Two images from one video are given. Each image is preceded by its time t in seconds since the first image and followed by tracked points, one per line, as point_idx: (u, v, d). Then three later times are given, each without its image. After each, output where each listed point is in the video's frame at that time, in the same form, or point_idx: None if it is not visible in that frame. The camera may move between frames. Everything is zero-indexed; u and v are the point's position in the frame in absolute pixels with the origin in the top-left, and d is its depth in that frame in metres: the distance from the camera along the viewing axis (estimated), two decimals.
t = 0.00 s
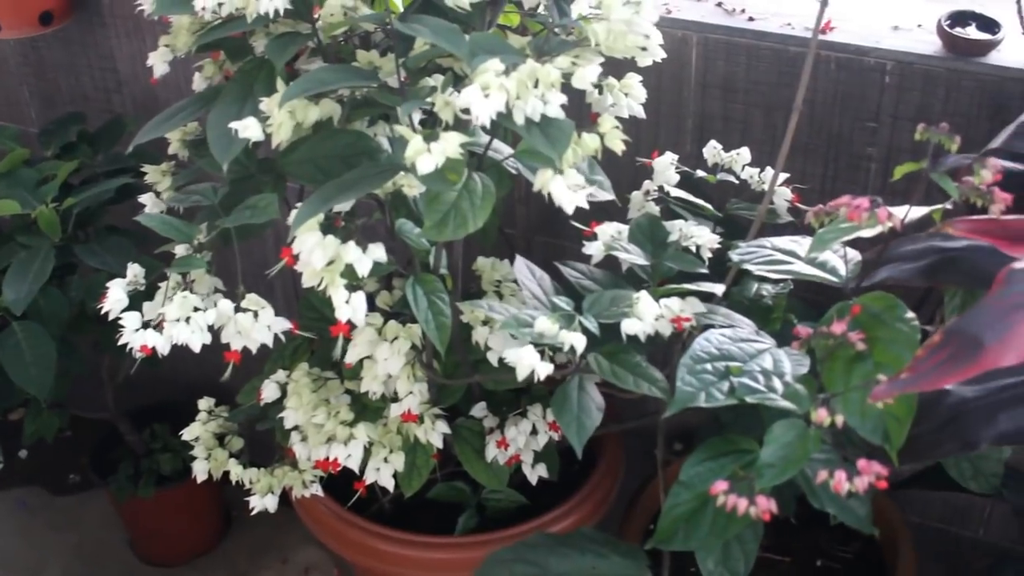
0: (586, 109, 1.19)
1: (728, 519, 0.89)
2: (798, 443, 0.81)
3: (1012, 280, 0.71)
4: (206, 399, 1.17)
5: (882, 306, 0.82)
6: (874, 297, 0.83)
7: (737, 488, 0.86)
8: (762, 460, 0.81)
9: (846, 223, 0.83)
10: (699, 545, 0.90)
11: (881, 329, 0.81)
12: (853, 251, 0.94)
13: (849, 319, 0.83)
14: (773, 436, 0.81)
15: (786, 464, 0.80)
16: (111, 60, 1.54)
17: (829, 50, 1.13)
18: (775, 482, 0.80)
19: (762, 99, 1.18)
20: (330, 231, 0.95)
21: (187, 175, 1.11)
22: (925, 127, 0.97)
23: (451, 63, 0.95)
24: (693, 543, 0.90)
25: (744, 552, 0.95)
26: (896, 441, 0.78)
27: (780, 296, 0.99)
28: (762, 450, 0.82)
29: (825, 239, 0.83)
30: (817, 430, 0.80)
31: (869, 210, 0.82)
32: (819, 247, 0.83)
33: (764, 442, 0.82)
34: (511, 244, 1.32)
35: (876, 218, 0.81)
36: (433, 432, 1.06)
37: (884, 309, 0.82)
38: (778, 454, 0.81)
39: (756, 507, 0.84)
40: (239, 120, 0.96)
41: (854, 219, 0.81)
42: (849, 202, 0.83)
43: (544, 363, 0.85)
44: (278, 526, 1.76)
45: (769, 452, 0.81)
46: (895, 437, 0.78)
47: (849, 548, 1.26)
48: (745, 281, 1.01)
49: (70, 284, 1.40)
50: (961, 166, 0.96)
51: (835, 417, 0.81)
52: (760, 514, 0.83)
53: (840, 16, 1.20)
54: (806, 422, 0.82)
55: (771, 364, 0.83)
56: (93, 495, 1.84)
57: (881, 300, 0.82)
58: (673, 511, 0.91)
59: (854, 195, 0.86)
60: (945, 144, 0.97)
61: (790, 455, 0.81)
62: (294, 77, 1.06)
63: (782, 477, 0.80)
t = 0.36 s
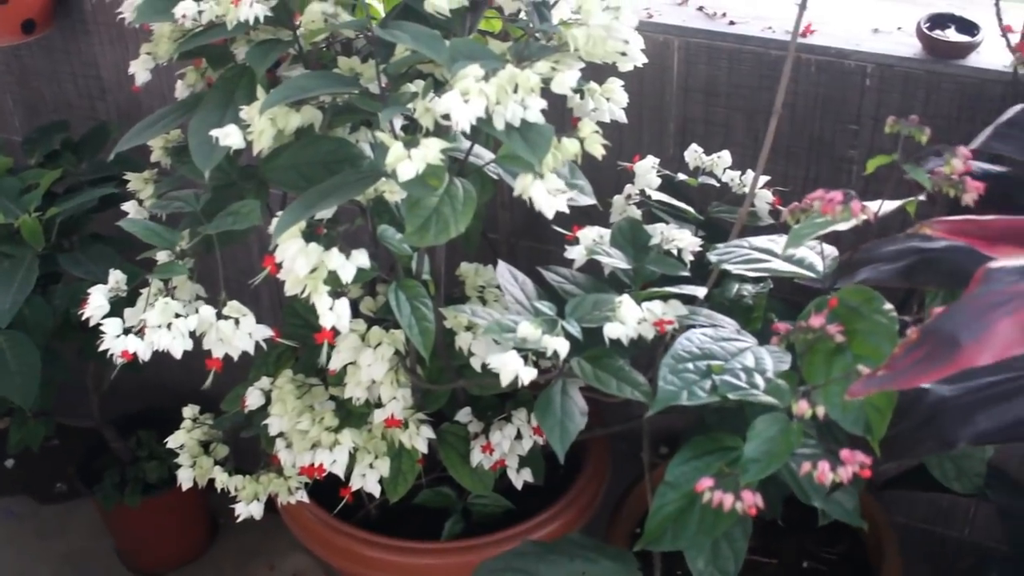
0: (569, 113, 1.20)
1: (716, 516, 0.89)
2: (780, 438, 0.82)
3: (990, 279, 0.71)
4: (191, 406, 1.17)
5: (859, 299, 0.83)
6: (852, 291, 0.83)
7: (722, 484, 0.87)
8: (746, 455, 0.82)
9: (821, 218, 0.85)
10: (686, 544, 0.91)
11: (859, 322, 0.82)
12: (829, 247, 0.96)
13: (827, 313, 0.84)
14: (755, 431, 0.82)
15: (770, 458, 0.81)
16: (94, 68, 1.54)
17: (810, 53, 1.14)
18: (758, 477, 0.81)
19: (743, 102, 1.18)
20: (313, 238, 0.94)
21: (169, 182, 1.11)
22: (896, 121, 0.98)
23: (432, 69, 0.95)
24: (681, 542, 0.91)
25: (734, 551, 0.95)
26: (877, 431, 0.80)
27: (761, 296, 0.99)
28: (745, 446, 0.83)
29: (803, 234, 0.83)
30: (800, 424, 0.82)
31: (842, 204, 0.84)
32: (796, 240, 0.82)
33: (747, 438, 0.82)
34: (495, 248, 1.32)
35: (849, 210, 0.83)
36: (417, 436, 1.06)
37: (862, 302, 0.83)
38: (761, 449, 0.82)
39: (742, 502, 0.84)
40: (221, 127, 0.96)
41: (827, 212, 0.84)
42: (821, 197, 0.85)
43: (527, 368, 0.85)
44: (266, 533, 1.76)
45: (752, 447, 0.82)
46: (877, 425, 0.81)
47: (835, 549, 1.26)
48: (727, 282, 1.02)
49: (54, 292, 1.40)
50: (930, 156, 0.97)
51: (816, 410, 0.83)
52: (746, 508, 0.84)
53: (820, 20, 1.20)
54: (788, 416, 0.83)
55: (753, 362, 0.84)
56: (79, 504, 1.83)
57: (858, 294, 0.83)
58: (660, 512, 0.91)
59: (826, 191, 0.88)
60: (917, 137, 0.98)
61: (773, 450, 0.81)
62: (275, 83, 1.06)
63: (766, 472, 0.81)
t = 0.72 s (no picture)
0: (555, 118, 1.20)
1: (700, 519, 0.90)
2: (765, 441, 0.83)
3: (975, 280, 0.72)
4: (179, 411, 1.17)
5: (845, 303, 0.84)
6: (837, 295, 0.85)
7: (706, 487, 0.87)
8: (730, 458, 0.83)
9: (805, 222, 0.85)
10: (670, 546, 0.91)
11: (844, 326, 0.84)
12: (815, 251, 0.97)
13: (812, 317, 0.85)
14: (740, 435, 0.83)
15: (753, 462, 0.82)
16: (82, 73, 1.54)
17: (795, 57, 1.14)
18: (743, 480, 0.82)
19: (730, 106, 1.19)
20: (300, 242, 0.94)
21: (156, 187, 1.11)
22: (881, 125, 0.98)
23: (418, 73, 0.96)
24: (664, 544, 0.91)
25: (718, 554, 0.95)
26: (861, 436, 0.81)
27: (746, 299, 1.00)
28: (729, 449, 0.83)
29: (787, 239, 0.84)
30: (785, 428, 0.83)
31: (827, 208, 0.84)
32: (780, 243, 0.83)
33: (731, 441, 0.83)
34: (483, 252, 1.33)
35: (833, 214, 0.83)
36: (405, 440, 1.05)
37: (848, 307, 0.84)
38: (745, 452, 0.82)
39: (725, 504, 0.85)
40: (207, 132, 0.96)
41: (812, 216, 0.84)
42: (807, 200, 0.85)
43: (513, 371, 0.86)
44: (255, 538, 1.76)
45: (736, 450, 0.83)
46: (861, 431, 0.80)
47: (822, 551, 1.27)
48: (713, 286, 1.02)
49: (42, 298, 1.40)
50: (915, 160, 0.98)
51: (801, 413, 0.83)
52: (729, 511, 0.85)
53: (805, 24, 1.21)
54: (772, 419, 0.84)
55: (738, 365, 0.85)
56: (68, 509, 1.83)
57: (843, 298, 0.85)
58: (644, 513, 0.91)
59: (812, 195, 0.87)
60: (901, 141, 0.98)
61: (757, 453, 0.82)
62: (262, 87, 1.06)
63: (750, 474, 0.82)
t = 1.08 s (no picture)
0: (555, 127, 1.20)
1: (700, 530, 0.90)
2: (766, 452, 0.83)
3: (973, 290, 0.72)
4: (179, 417, 1.17)
5: (845, 314, 0.84)
6: (837, 306, 0.85)
7: (707, 497, 0.88)
8: (731, 469, 0.83)
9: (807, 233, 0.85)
10: (671, 556, 0.91)
11: (844, 337, 0.84)
12: (816, 262, 0.97)
13: (812, 328, 0.86)
14: (741, 446, 0.83)
15: (754, 473, 0.82)
16: (82, 81, 1.54)
17: (794, 66, 1.15)
18: (744, 490, 0.82)
19: (728, 115, 1.19)
20: (301, 249, 0.95)
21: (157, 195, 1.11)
22: (881, 137, 0.98)
23: (418, 81, 0.96)
24: (664, 554, 0.91)
25: (717, 564, 0.95)
26: (862, 447, 0.81)
27: (746, 308, 1.00)
28: (730, 460, 0.84)
29: (788, 250, 0.84)
30: (785, 438, 0.83)
31: (829, 220, 0.85)
32: (783, 255, 0.83)
33: (733, 452, 0.83)
34: (482, 260, 1.33)
35: (835, 226, 0.84)
36: (405, 447, 1.06)
37: (848, 318, 0.85)
38: (746, 463, 0.83)
39: (726, 515, 0.85)
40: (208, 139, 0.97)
41: (814, 228, 0.85)
42: (808, 212, 0.86)
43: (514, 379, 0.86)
44: (253, 546, 1.76)
45: (738, 461, 0.83)
46: (861, 442, 0.81)
47: (821, 560, 1.27)
48: (713, 295, 1.02)
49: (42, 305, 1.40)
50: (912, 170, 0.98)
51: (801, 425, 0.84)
52: (730, 522, 0.85)
53: (804, 33, 1.21)
54: (772, 430, 0.84)
55: (738, 375, 0.86)
56: (67, 516, 1.83)
57: (844, 309, 0.85)
58: (645, 523, 0.92)
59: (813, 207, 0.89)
60: (901, 153, 0.98)
61: (759, 464, 0.82)
62: (263, 95, 1.07)
63: (750, 484, 0.82)
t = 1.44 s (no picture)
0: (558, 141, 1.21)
1: (702, 542, 0.90)
2: (765, 464, 0.83)
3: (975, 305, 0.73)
4: (181, 428, 1.17)
5: (844, 327, 0.85)
6: (837, 319, 0.86)
7: (708, 509, 0.88)
8: (732, 481, 0.84)
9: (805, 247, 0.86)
10: (672, 568, 0.90)
11: (844, 350, 0.85)
12: (815, 275, 0.98)
13: (812, 340, 0.86)
14: (741, 458, 0.84)
15: (753, 485, 0.83)
16: (87, 91, 1.55)
17: (796, 82, 1.15)
18: (744, 502, 0.82)
19: (731, 130, 1.20)
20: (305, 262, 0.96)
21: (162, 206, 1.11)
22: (880, 151, 0.98)
23: (423, 95, 0.97)
24: (666, 568, 0.91)
25: None
26: (860, 459, 0.82)
27: (748, 322, 1.00)
28: (730, 472, 0.84)
29: (786, 263, 0.84)
30: (785, 449, 0.84)
31: (828, 233, 0.85)
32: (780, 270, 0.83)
33: (733, 464, 0.84)
34: (484, 273, 1.34)
35: (834, 239, 0.84)
36: (407, 460, 1.06)
37: (847, 331, 0.85)
38: (746, 475, 0.83)
39: (726, 527, 0.86)
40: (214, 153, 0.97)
41: (812, 241, 0.85)
42: (807, 225, 0.86)
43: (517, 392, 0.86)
44: (254, 556, 1.76)
45: (737, 473, 0.84)
46: (860, 453, 0.82)
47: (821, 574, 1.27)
48: (714, 309, 1.03)
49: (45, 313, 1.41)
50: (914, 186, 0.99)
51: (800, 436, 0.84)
52: (730, 533, 0.86)
53: (806, 50, 1.22)
54: (771, 442, 0.85)
55: (739, 389, 0.86)
56: (68, 525, 1.83)
57: (843, 322, 0.86)
58: (646, 536, 0.92)
59: (812, 219, 0.88)
60: (901, 168, 0.98)
61: (758, 476, 0.83)
62: (269, 108, 1.07)
63: (751, 496, 0.82)
